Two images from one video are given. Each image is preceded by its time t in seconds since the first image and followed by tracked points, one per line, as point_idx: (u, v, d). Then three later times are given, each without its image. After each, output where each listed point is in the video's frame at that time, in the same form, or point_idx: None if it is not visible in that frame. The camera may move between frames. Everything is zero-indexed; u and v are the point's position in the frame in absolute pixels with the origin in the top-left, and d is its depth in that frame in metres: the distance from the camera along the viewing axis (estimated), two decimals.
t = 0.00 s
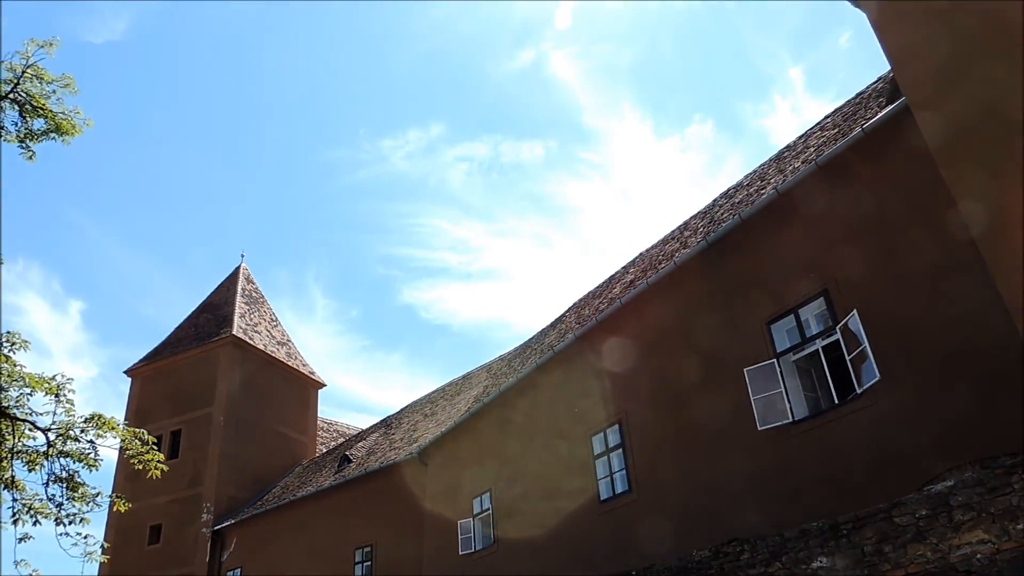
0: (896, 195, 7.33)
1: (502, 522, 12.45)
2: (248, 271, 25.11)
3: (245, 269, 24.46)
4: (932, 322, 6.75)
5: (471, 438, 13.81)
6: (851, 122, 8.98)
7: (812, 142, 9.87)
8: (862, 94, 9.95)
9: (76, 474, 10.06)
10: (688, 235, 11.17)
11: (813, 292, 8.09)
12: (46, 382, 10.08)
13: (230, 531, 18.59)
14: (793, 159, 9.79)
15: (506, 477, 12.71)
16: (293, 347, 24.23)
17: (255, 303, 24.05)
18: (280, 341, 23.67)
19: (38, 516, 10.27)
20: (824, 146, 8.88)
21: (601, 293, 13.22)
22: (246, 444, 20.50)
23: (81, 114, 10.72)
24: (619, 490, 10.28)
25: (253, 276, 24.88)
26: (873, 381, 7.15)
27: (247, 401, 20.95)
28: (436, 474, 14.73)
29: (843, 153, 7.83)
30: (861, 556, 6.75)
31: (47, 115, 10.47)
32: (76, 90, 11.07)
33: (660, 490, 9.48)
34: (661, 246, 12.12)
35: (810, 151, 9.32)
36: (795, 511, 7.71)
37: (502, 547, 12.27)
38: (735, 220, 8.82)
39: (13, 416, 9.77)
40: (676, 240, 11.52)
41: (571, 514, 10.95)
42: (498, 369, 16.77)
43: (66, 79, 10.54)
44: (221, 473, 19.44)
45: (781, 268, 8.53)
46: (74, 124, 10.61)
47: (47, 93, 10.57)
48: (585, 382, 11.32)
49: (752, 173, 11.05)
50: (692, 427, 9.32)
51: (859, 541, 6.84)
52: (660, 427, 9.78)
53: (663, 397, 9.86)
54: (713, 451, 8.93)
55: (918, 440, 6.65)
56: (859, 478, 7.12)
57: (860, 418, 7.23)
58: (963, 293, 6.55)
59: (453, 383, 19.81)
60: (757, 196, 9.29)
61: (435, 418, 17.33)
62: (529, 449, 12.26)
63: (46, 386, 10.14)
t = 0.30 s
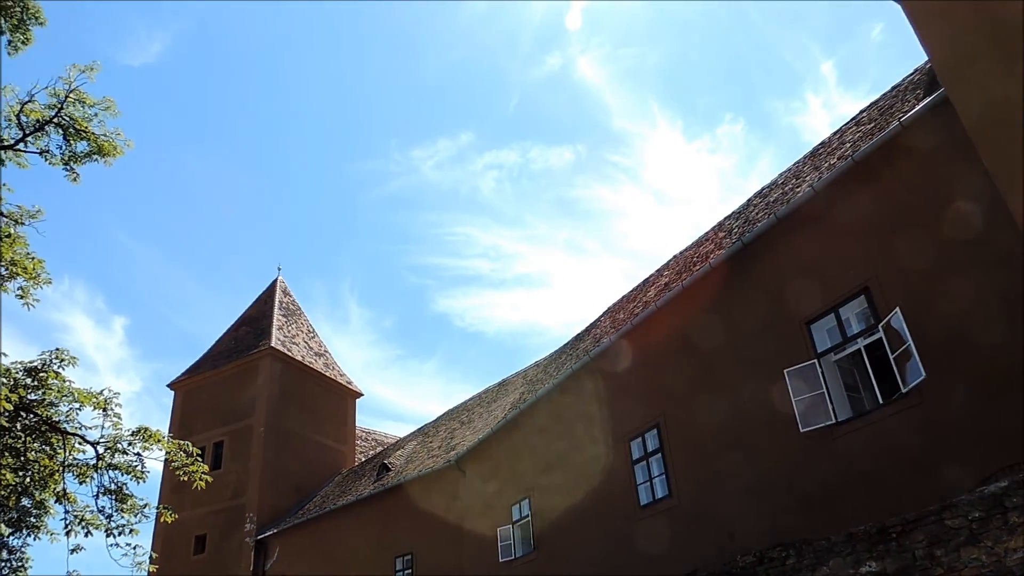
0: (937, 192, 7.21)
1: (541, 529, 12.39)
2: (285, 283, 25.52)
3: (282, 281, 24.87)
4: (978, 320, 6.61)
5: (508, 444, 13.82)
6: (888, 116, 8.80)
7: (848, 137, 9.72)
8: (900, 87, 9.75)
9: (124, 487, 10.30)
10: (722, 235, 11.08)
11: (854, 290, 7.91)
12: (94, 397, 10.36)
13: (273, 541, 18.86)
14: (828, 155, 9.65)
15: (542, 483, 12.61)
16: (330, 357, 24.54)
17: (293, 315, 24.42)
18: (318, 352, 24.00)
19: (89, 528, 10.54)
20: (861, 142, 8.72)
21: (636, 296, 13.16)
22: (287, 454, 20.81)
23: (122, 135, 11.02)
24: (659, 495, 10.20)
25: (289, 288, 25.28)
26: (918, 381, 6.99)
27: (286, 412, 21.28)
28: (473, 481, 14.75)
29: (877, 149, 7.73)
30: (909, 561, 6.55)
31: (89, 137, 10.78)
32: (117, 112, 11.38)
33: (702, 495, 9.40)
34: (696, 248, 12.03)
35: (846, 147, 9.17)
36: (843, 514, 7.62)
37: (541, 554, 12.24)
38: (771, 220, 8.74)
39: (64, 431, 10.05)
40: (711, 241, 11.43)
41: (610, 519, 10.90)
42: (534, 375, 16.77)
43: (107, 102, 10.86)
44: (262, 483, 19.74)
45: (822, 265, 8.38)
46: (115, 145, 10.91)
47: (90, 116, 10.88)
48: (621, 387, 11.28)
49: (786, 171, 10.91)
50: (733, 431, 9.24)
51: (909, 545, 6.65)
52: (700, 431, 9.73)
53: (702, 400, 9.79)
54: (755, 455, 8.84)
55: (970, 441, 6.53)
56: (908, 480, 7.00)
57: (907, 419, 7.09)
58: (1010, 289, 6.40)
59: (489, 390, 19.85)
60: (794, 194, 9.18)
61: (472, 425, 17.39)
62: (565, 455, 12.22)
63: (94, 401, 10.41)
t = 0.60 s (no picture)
0: (991, 175, 6.95)
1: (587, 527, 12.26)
2: (327, 288, 25.92)
3: (324, 286, 25.27)
4: None
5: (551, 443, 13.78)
6: (935, 98, 8.53)
7: (893, 122, 9.45)
8: (946, 67, 9.46)
9: (179, 490, 10.59)
10: (764, 227, 10.88)
11: (904, 279, 7.67)
12: (148, 404, 10.68)
13: (322, 542, 19.14)
14: (872, 141, 9.41)
15: (587, 483, 12.47)
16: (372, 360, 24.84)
17: (335, 320, 24.79)
18: (361, 355, 24.31)
19: (147, 531, 10.86)
20: (907, 126, 8.47)
21: (676, 291, 13.02)
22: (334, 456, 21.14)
23: (166, 148, 11.32)
24: (706, 491, 10.06)
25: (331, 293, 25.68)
26: (975, 370, 6.74)
27: (332, 415, 21.60)
28: (516, 481, 14.73)
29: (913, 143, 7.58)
30: (969, 555, 6.58)
31: (136, 151, 11.12)
32: (162, 126, 11.71)
33: (752, 492, 9.24)
34: (737, 241, 11.85)
35: (891, 132, 8.92)
36: (897, 510, 7.39)
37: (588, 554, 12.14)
38: (815, 209, 8.52)
39: (120, 437, 10.41)
40: (752, 234, 11.25)
41: (656, 517, 10.77)
42: (575, 374, 16.72)
43: (151, 117, 11.18)
44: (311, 486, 20.11)
45: (855, 263, 8.31)
46: (161, 158, 11.23)
47: (136, 130, 11.22)
48: (664, 384, 11.14)
49: (828, 159, 10.67)
50: (781, 426, 9.05)
51: (970, 539, 6.63)
52: (746, 426, 9.55)
53: (748, 395, 9.63)
54: (804, 450, 8.65)
55: None
56: (966, 473, 6.78)
57: (964, 411, 6.86)
58: None
59: (530, 389, 19.86)
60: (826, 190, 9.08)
61: (515, 425, 17.41)
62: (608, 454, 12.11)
63: (148, 408, 10.74)
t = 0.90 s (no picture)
0: None
1: (625, 517, 12.26)
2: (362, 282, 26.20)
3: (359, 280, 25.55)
4: None
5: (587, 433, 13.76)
6: (976, 77, 8.31)
7: (933, 102, 9.22)
8: (988, 45, 9.20)
9: (222, 482, 10.85)
10: (801, 212, 10.72)
11: (947, 262, 7.50)
12: (190, 398, 10.95)
13: (362, 532, 19.44)
14: (911, 123, 9.20)
15: (624, 473, 12.46)
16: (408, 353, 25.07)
17: (370, 313, 25.06)
18: (396, 348, 24.56)
19: (192, 522, 11.14)
20: (947, 106, 8.27)
21: (711, 279, 12.91)
22: (372, 448, 21.43)
23: (203, 146, 11.55)
24: (744, 481, 9.99)
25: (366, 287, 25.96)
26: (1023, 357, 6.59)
27: (369, 407, 21.89)
28: (553, 470, 14.76)
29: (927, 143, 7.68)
30: (1018, 544, 6.35)
31: (174, 150, 11.36)
32: (199, 125, 11.94)
33: (791, 480, 9.15)
34: (772, 227, 11.70)
35: (931, 113, 8.72)
36: (942, 498, 7.26)
37: (626, 543, 12.13)
38: (853, 193, 8.36)
39: (164, 430, 10.71)
40: (789, 220, 11.10)
41: (694, 507, 10.73)
42: (610, 363, 16.68)
43: (188, 116, 11.41)
44: (350, 477, 20.43)
45: (876, 258, 8.35)
46: (198, 156, 11.45)
47: (173, 130, 11.46)
48: (701, 373, 11.05)
49: (867, 142, 10.47)
50: (820, 414, 8.93)
51: (1019, 528, 6.44)
52: (784, 415, 9.43)
53: (786, 383, 9.49)
54: (844, 438, 8.53)
55: None
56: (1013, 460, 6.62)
57: (1012, 396, 6.70)
58: None
59: (565, 379, 19.87)
60: (853, 183, 9.08)
61: (551, 415, 17.46)
62: (645, 444, 12.08)
63: (190, 402, 11.01)
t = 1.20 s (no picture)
0: None
1: (642, 503, 12.26)
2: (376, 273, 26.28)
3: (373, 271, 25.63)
4: None
5: (602, 419, 13.75)
6: (995, 51, 8.18)
7: (949, 79, 9.10)
8: (1006, 19, 9.05)
9: (242, 473, 10.96)
10: (816, 193, 10.60)
11: (967, 240, 7.42)
12: (209, 390, 11.06)
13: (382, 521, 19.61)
14: (928, 100, 9.07)
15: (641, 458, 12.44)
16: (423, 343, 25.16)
17: (385, 304, 25.15)
18: (412, 338, 24.66)
19: (213, 513, 11.28)
20: (965, 82, 8.14)
21: (725, 263, 12.83)
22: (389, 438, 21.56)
23: (217, 140, 11.61)
24: (762, 464, 9.90)
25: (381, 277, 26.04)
26: None
27: (385, 397, 22.01)
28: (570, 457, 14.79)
29: (929, 133, 7.75)
30: None
31: (188, 144, 11.42)
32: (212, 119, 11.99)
33: (809, 464, 9.08)
34: (787, 209, 11.59)
35: (948, 90, 8.59)
36: (964, 479, 7.15)
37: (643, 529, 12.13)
38: (870, 172, 8.24)
39: (184, 422, 10.83)
40: (803, 202, 10.99)
41: (711, 491, 10.69)
42: (625, 350, 16.66)
43: (201, 111, 11.47)
44: (369, 467, 20.60)
45: (883, 244, 8.36)
46: (212, 150, 11.51)
47: (187, 124, 11.52)
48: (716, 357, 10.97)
49: (882, 121, 10.34)
50: (837, 397, 8.83)
51: None
52: (801, 398, 9.34)
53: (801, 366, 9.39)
54: (862, 421, 8.44)
55: None
56: None
57: None
58: None
59: (581, 366, 19.88)
60: (870, 162, 8.95)
61: (567, 403, 17.47)
62: (660, 430, 12.01)
63: (210, 394, 11.11)
